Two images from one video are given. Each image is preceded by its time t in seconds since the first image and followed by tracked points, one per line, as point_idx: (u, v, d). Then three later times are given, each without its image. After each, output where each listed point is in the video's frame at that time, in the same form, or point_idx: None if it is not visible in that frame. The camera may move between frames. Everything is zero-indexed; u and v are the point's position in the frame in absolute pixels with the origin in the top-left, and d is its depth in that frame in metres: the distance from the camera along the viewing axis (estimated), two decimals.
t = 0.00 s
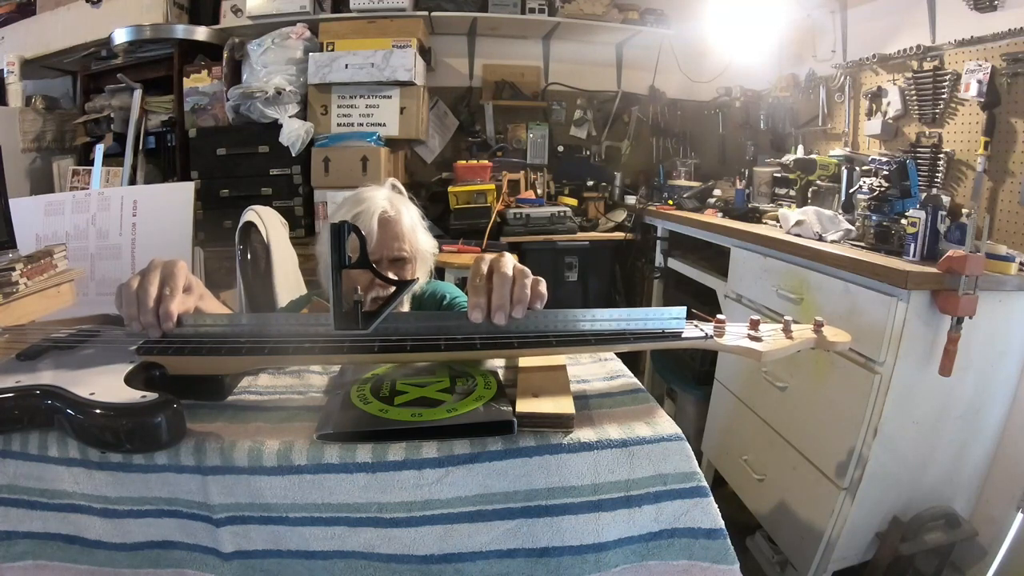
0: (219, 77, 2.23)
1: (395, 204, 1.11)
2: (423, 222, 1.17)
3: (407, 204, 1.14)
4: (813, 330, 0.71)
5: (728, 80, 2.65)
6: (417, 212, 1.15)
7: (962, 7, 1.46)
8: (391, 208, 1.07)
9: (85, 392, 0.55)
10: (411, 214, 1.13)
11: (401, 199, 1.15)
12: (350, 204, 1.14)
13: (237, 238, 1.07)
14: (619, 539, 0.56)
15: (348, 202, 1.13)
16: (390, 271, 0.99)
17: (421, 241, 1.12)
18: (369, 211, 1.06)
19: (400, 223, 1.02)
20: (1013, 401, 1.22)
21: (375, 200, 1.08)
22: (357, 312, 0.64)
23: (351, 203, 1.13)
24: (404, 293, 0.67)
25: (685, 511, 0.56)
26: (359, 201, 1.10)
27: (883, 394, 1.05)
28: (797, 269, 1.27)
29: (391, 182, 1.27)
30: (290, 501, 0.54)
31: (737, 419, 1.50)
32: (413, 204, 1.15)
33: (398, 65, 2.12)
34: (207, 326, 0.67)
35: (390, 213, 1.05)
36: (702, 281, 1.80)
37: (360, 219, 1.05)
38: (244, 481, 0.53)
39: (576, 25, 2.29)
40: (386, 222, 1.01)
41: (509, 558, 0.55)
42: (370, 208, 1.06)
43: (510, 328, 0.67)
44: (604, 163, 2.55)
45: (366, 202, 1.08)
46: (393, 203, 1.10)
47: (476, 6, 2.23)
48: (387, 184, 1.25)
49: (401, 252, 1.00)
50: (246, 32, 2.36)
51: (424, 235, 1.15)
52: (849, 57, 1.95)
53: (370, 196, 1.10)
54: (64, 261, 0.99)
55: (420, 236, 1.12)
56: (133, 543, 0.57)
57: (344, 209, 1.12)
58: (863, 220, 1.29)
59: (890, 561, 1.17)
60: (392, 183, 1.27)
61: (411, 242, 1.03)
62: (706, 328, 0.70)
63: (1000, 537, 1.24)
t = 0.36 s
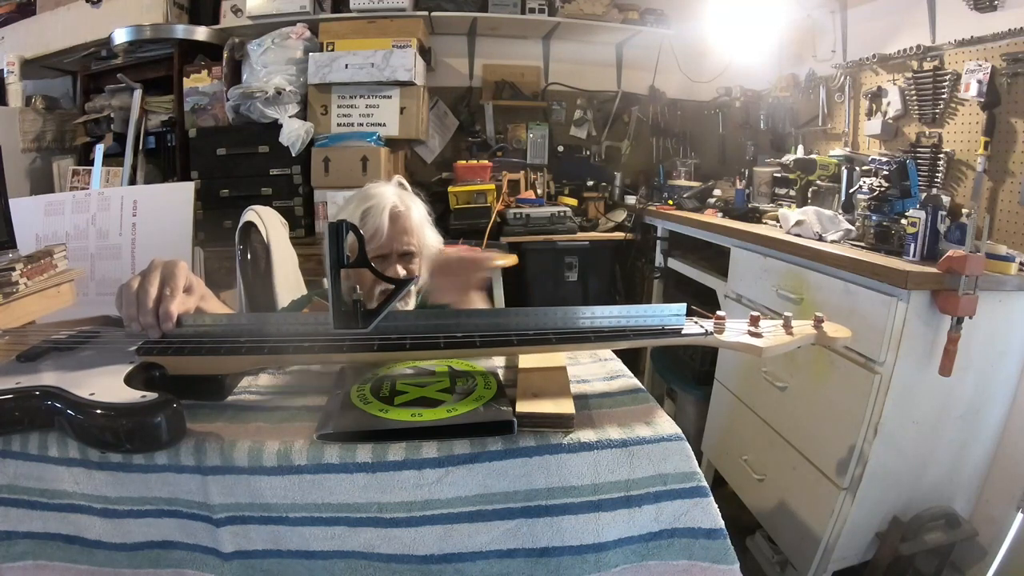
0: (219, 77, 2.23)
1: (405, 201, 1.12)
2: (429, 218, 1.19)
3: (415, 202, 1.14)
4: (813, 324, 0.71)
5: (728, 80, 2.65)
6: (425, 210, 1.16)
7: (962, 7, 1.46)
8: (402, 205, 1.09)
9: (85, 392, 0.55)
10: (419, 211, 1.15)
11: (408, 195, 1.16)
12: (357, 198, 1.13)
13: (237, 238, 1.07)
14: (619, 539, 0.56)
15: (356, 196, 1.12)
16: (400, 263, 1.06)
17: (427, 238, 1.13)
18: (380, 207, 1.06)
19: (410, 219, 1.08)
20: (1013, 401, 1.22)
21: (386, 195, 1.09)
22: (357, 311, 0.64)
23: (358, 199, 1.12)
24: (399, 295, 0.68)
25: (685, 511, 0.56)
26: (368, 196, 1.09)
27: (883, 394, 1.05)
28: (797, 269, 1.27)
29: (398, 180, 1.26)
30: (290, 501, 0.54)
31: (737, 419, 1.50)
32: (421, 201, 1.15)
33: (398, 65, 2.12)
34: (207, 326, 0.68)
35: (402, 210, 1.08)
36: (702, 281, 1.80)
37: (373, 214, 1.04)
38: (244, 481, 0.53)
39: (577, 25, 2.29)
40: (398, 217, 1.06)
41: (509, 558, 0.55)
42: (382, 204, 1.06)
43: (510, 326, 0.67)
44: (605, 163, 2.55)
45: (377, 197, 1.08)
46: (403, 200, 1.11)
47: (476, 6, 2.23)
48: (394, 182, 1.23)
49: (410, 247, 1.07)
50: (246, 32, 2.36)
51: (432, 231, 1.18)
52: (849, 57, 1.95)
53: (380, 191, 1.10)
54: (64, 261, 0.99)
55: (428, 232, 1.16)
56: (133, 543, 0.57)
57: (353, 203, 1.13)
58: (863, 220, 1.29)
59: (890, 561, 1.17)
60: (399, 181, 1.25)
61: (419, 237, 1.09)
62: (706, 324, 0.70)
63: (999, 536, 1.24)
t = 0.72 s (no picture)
0: (219, 77, 2.23)
1: (417, 198, 1.12)
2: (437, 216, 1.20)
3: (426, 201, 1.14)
4: (814, 324, 0.71)
5: (728, 80, 2.65)
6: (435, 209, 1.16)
7: (963, 7, 1.46)
8: (416, 203, 1.09)
9: (85, 392, 0.55)
10: (430, 208, 1.16)
11: (419, 191, 1.15)
12: (367, 192, 1.11)
13: (238, 238, 1.08)
14: (619, 539, 0.56)
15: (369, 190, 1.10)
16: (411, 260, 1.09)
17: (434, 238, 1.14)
18: (396, 205, 1.05)
19: (424, 217, 1.09)
20: (1013, 401, 1.22)
21: (401, 193, 1.08)
22: (357, 311, 0.65)
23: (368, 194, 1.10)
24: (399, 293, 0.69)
25: (685, 511, 0.56)
26: (382, 191, 1.07)
27: (883, 394, 1.05)
28: (796, 269, 1.27)
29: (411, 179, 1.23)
30: (290, 501, 0.54)
31: (737, 419, 1.50)
32: (431, 200, 1.15)
33: (398, 65, 2.12)
34: (206, 326, 0.68)
35: (416, 209, 1.08)
36: (702, 281, 1.80)
37: (389, 213, 1.04)
38: (244, 481, 0.53)
39: (576, 25, 2.29)
40: (414, 216, 1.07)
41: (509, 558, 0.55)
42: (398, 202, 1.06)
43: (510, 325, 0.67)
44: (605, 163, 2.55)
45: (392, 193, 1.06)
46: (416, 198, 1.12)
47: (476, 6, 2.23)
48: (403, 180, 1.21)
49: (421, 245, 1.09)
50: (246, 32, 2.36)
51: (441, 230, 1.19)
52: (849, 57, 1.95)
53: (393, 187, 1.09)
54: (64, 261, 0.99)
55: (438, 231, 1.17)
56: (133, 543, 0.57)
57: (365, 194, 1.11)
58: (863, 220, 1.29)
59: (890, 561, 1.17)
60: (409, 179, 1.24)
61: (430, 235, 1.11)
62: (706, 324, 0.70)
63: (999, 536, 1.24)
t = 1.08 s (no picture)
0: (219, 77, 2.23)
1: (413, 197, 1.13)
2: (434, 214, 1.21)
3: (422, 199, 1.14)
4: (814, 324, 0.71)
5: (728, 80, 2.65)
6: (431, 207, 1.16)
7: (963, 7, 1.46)
8: (412, 201, 1.10)
9: (85, 393, 0.55)
10: (427, 207, 1.16)
11: (415, 190, 1.16)
12: (364, 193, 1.10)
13: (237, 238, 1.07)
14: (619, 539, 0.56)
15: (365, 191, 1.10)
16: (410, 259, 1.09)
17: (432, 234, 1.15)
18: (392, 204, 1.05)
19: (421, 216, 1.09)
20: (1013, 401, 1.22)
21: (397, 192, 1.09)
22: (356, 311, 0.64)
23: (365, 194, 1.10)
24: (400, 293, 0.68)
25: (685, 511, 0.56)
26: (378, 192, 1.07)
27: (883, 394, 1.05)
28: (797, 269, 1.27)
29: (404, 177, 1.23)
30: (290, 501, 0.54)
31: (737, 419, 1.50)
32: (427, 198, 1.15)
33: (398, 65, 2.12)
34: (208, 326, 0.68)
35: (413, 208, 1.09)
36: (702, 281, 1.80)
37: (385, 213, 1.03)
38: (244, 481, 0.53)
39: (576, 25, 2.29)
40: (410, 214, 1.07)
41: (509, 558, 0.55)
42: (394, 201, 1.05)
43: (510, 325, 0.67)
44: (605, 163, 2.55)
45: (388, 193, 1.07)
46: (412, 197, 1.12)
47: (476, 6, 2.23)
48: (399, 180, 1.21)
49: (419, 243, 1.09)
50: (246, 32, 2.36)
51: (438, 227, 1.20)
52: (849, 57, 1.95)
53: (389, 186, 1.09)
54: (64, 261, 0.99)
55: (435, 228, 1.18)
56: (133, 543, 0.57)
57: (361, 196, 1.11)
58: (863, 220, 1.29)
59: (890, 561, 1.17)
60: (403, 178, 1.23)
61: (427, 234, 1.12)
62: (706, 324, 0.70)
63: (1000, 536, 1.24)
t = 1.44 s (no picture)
0: (218, 77, 2.23)
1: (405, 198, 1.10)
2: (428, 216, 1.18)
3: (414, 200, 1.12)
4: (814, 324, 0.71)
5: (728, 80, 2.65)
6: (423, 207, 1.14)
7: (963, 7, 1.46)
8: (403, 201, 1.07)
9: (85, 392, 0.55)
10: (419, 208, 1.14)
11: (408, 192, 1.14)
12: (357, 196, 1.10)
13: (237, 238, 1.07)
14: (619, 539, 0.56)
15: (356, 194, 1.10)
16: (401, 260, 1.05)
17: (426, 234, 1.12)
18: (382, 205, 1.04)
19: (411, 216, 1.06)
20: (1013, 401, 1.22)
21: (386, 193, 1.07)
22: (357, 310, 0.64)
23: (358, 196, 1.10)
24: (398, 293, 0.69)
25: (684, 511, 0.56)
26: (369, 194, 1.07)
27: (883, 394, 1.05)
28: (796, 269, 1.27)
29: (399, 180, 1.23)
30: (290, 501, 0.54)
31: (737, 419, 1.50)
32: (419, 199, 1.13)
33: (398, 65, 2.12)
34: (209, 326, 0.68)
35: (402, 208, 1.06)
36: (702, 281, 1.80)
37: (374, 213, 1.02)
38: (244, 481, 0.53)
39: (576, 25, 2.29)
40: (400, 214, 1.04)
41: (509, 557, 0.55)
42: (383, 202, 1.04)
43: (510, 325, 0.67)
44: (604, 163, 2.55)
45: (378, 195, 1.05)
46: (403, 198, 1.10)
47: (476, 6, 2.23)
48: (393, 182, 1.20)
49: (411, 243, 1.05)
50: (246, 32, 2.36)
51: (432, 228, 1.17)
52: (849, 57, 1.95)
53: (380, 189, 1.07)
54: (64, 261, 0.99)
55: (428, 229, 1.15)
56: (133, 543, 0.57)
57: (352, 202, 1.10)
58: (863, 220, 1.29)
59: (890, 562, 1.17)
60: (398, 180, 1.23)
61: (419, 234, 1.08)
62: (706, 324, 0.70)
63: (999, 536, 1.24)
